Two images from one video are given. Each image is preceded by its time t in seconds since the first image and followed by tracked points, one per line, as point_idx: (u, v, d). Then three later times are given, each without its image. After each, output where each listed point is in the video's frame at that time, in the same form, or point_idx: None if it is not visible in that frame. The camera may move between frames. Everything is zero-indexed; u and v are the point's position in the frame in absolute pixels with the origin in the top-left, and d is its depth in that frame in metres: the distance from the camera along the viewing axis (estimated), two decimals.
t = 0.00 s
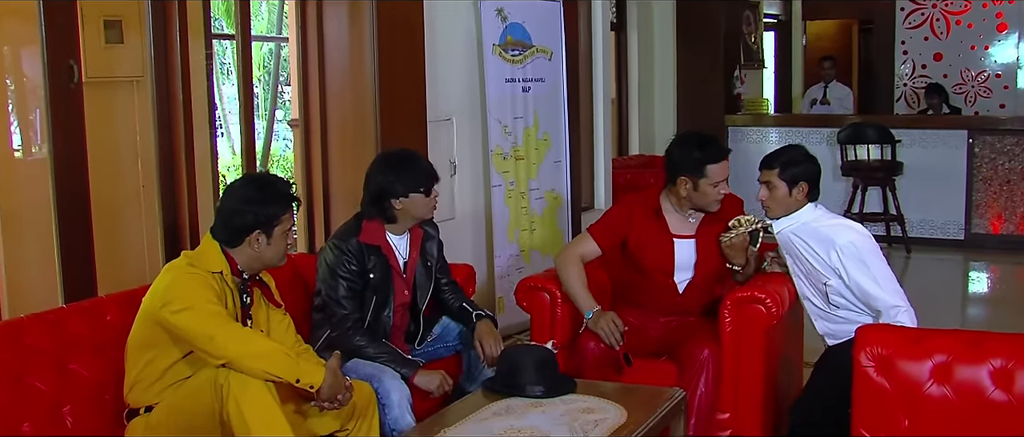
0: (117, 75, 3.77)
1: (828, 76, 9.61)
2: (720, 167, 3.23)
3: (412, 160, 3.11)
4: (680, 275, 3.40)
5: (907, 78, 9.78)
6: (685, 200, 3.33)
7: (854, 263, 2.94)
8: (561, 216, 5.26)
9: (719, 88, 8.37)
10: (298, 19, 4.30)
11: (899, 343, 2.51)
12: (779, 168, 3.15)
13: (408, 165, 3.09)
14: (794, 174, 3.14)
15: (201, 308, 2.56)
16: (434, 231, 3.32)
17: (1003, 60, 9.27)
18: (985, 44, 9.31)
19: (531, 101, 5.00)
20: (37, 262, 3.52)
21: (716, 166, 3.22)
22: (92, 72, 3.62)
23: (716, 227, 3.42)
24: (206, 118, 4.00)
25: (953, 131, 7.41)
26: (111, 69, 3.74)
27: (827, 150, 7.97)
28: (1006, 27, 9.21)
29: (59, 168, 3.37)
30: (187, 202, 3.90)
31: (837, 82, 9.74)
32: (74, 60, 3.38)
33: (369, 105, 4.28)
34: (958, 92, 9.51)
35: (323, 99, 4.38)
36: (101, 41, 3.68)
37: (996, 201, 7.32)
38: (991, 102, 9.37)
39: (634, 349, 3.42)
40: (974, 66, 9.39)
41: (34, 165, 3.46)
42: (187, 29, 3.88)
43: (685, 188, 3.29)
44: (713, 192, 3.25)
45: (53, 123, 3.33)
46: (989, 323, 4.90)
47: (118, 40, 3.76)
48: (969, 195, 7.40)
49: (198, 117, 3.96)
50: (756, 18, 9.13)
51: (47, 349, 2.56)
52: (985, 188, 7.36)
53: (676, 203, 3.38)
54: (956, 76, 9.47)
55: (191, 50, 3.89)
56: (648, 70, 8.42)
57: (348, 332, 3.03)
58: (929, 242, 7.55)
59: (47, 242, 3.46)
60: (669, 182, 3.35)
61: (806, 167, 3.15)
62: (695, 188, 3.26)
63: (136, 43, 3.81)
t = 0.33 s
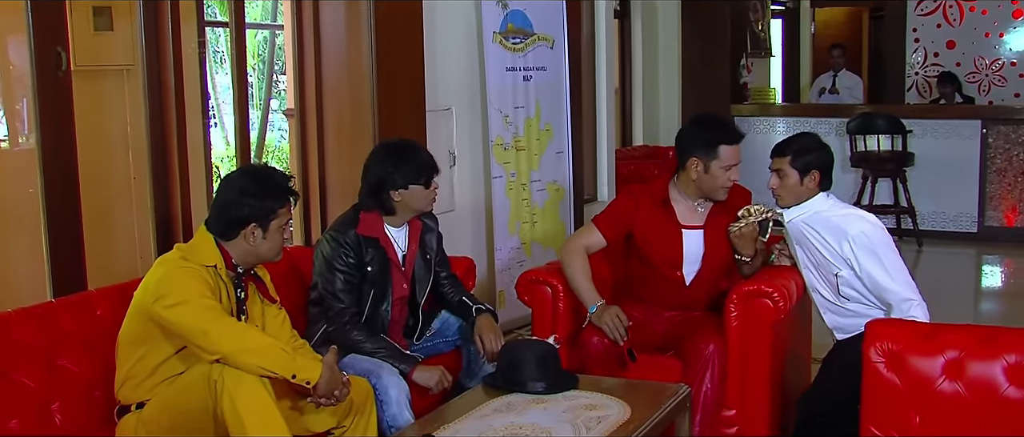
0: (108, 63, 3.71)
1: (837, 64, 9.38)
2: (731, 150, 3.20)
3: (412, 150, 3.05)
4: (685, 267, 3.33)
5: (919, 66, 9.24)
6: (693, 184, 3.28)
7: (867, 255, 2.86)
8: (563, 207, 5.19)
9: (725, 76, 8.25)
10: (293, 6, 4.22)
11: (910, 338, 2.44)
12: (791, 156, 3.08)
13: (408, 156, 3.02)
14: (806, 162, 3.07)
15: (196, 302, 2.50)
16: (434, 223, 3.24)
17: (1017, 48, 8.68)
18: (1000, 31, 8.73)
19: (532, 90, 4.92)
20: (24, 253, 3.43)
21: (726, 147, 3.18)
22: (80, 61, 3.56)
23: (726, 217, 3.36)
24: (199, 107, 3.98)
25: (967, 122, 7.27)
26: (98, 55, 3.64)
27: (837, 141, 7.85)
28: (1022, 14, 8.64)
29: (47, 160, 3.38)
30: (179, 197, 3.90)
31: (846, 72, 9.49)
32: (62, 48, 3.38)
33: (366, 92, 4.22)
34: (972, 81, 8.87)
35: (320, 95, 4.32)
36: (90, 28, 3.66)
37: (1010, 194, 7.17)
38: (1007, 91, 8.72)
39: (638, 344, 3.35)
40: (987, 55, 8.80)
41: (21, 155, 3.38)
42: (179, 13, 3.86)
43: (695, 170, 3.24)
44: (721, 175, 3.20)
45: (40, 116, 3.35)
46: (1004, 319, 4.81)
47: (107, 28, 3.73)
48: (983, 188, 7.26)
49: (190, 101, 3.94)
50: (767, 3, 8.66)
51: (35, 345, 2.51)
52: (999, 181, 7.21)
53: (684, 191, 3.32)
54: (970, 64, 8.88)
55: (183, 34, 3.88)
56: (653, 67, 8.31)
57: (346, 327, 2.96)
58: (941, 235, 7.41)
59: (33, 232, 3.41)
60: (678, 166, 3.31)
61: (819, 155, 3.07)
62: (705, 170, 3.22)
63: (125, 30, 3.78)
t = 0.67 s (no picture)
0: (99, 54, 3.71)
1: (845, 55, 9.27)
2: (738, 139, 3.13)
3: (411, 144, 2.98)
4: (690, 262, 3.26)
5: (928, 57, 9.09)
6: (698, 175, 3.21)
7: (875, 250, 2.80)
8: (565, 201, 5.13)
9: (731, 67, 8.09)
10: None
11: (919, 335, 2.37)
12: (796, 149, 3.02)
13: (407, 149, 2.96)
14: (812, 156, 3.00)
15: (188, 299, 2.44)
16: (432, 218, 3.18)
17: None
18: (1013, 21, 8.51)
19: (533, 82, 4.85)
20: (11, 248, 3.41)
21: (733, 136, 3.12)
22: (70, 52, 3.55)
23: (731, 211, 3.29)
24: (192, 100, 3.93)
25: (978, 114, 7.13)
26: (88, 46, 3.65)
27: (845, 134, 7.61)
28: None
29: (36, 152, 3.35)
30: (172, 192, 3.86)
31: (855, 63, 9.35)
32: (49, 38, 3.36)
33: (364, 82, 4.17)
34: (983, 72, 8.70)
35: (316, 86, 4.24)
36: (79, 18, 3.64)
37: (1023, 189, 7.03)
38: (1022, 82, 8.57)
39: (641, 341, 3.28)
40: (1000, 45, 8.60)
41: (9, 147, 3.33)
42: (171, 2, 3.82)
43: (701, 160, 3.18)
44: (728, 166, 3.14)
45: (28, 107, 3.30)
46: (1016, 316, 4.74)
47: (96, 17, 3.71)
48: (994, 182, 7.15)
49: (184, 91, 3.88)
50: None
51: (23, 343, 2.45)
52: (1012, 175, 7.06)
53: (689, 183, 3.25)
54: (982, 55, 8.69)
55: (175, 24, 3.84)
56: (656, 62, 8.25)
57: (342, 324, 2.89)
58: (951, 230, 7.29)
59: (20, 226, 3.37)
60: (683, 158, 3.25)
61: (825, 149, 3.00)
62: (712, 160, 3.16)
63: (116, 20, 3.74)
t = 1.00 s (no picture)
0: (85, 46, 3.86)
1: (852, 48, 9.16)
2: (740, 133, 3.07)
3: (408, 139, 2.92)
4: (692, 259, 3.19)
5: (939, 50, 8.99)
6: (699, 169, 3.15)
7: (879, 249, 2.73)
8: (565, 198, 5.06)
9: (736, 60, 8.08)
10: None
11: (928, 335, 2.30)
12: (799, 146, 2.94)
13: (404, 145, 2.89)
14: (814, 153, 2.92)
15: (180, 297, 2.37)
16: (429, 215, 3.11)
17: None
18: None
19: (532, 76, 4.78)
20: None
21: (734, 129, 3.05)
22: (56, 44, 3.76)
23: (733, 207, 3.23)
24: (183, 96, 3.89)
25: (989, 108, 7.00)
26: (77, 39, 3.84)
27: (852, 129, 7.51)
28: None
29: (21, 146, 3.31)
30: (162, 187, 3.83)
31: (862, 56, 9.26)
32: (36, 31, 3.31)
33: (359, 77, 4.06)
34: (996, 65, 8.50)
35: (309, 79, 4.15)
36: (64, 12, 3.83)
37: None
38: None
39: (642, 340, 3.22)
40: (1013, 38, 8.41)
41: None
42: None
43: (701, 153, 3.11)
44: (727, 160, 3.08)
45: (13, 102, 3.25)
46: None
47: (84, 9, 3.89)
48: (1005, 178, 7.00)
49: (175, 86, 3.85)
50: None
51: (8, 343, 2.39)
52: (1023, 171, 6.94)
53: (689, 177, 3.19)
54: (994, 47, 8.52)
55: (165, 17, 3.82)
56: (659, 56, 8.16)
57: (337, 324, 2.83)
58: (961, 227, 7.15)
59: (6, 221, 3.33)
60: (683, 151, 3.18)
61: (829, 145, 2.93)
62: (712, 153, 3.09)
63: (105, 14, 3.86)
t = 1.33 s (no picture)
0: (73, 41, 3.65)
1: (858, 43, 9.09)
2: (740, 130, 3.02)
3: (404, 135, 2.86)
4: (693, 258, 3.13)
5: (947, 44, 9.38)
6: (699, 166, 3.08)
7: (885, 246, 2.67)
8: (565, 196, 5.00)
9: (739, 51, 7.97)
10: None
11: (936, 335, 2.23)
12: (800, 142, 2.88)
13: (402, 141, 2.84)
14: (817, 150, 2.87)
15: (172, 297, 2.30)
16: (426, 214, 3.06)
17: None
18: None
19: (531, 71, 4.72)
20: None
21: (734, 126, 3.00)
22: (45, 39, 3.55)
23: (735, 205, 3.17)
24: (173, 91, 3.84)
25: (1000, 104, 6.92)
26: (63, 34, 3.62)
27: (859, 125, 7.45)
28: None
29: (8, 143, 3.25)
30: (154, 186, 3.79)
31: (868, 51, 9.18)
32: (22, 23, 3.27)
33: (354, 72, 4.01)
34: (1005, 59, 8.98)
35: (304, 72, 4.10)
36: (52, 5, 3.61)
37: None
38: None
39: (644, 341, 3.15)
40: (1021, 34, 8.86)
41: None
42: None
43: (701, 150, 3.05)
44: (727, 157, 3.02)
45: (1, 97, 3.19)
46: None
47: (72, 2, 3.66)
48: (1016, 176, 6.93)
49: (165, 82, 3.81)
50: None
51: None
52: None
53: (690, 175, 3.13)
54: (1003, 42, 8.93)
55: (156, 13, 3.77)
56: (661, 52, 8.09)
57: (332, 324, 2.77)
58: (971, 225, 7.08)
59: None
60: (683, 148, 3.12)
61: (831, 140, 2.87)
62: (712, 150, 3.03)
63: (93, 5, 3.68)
